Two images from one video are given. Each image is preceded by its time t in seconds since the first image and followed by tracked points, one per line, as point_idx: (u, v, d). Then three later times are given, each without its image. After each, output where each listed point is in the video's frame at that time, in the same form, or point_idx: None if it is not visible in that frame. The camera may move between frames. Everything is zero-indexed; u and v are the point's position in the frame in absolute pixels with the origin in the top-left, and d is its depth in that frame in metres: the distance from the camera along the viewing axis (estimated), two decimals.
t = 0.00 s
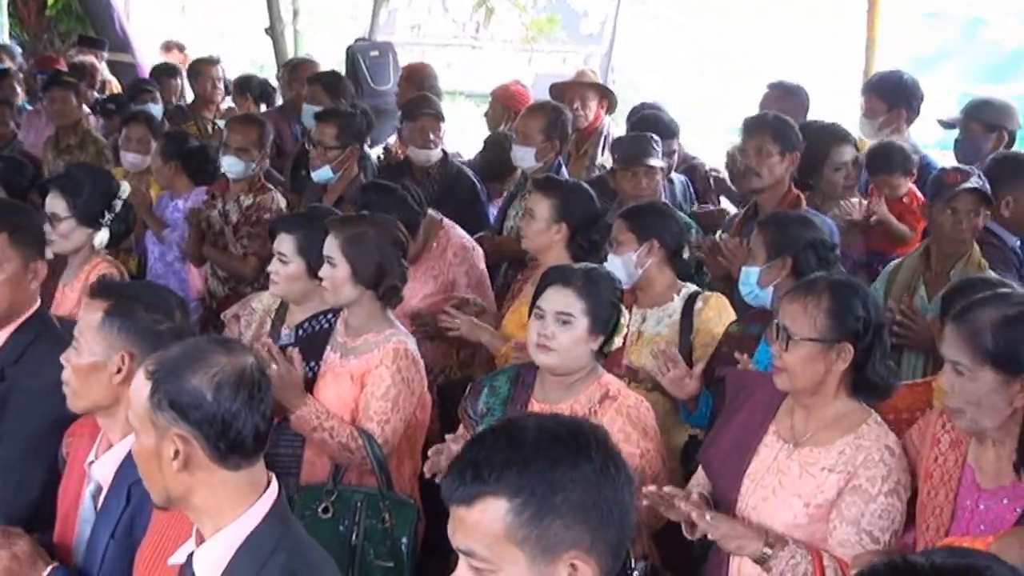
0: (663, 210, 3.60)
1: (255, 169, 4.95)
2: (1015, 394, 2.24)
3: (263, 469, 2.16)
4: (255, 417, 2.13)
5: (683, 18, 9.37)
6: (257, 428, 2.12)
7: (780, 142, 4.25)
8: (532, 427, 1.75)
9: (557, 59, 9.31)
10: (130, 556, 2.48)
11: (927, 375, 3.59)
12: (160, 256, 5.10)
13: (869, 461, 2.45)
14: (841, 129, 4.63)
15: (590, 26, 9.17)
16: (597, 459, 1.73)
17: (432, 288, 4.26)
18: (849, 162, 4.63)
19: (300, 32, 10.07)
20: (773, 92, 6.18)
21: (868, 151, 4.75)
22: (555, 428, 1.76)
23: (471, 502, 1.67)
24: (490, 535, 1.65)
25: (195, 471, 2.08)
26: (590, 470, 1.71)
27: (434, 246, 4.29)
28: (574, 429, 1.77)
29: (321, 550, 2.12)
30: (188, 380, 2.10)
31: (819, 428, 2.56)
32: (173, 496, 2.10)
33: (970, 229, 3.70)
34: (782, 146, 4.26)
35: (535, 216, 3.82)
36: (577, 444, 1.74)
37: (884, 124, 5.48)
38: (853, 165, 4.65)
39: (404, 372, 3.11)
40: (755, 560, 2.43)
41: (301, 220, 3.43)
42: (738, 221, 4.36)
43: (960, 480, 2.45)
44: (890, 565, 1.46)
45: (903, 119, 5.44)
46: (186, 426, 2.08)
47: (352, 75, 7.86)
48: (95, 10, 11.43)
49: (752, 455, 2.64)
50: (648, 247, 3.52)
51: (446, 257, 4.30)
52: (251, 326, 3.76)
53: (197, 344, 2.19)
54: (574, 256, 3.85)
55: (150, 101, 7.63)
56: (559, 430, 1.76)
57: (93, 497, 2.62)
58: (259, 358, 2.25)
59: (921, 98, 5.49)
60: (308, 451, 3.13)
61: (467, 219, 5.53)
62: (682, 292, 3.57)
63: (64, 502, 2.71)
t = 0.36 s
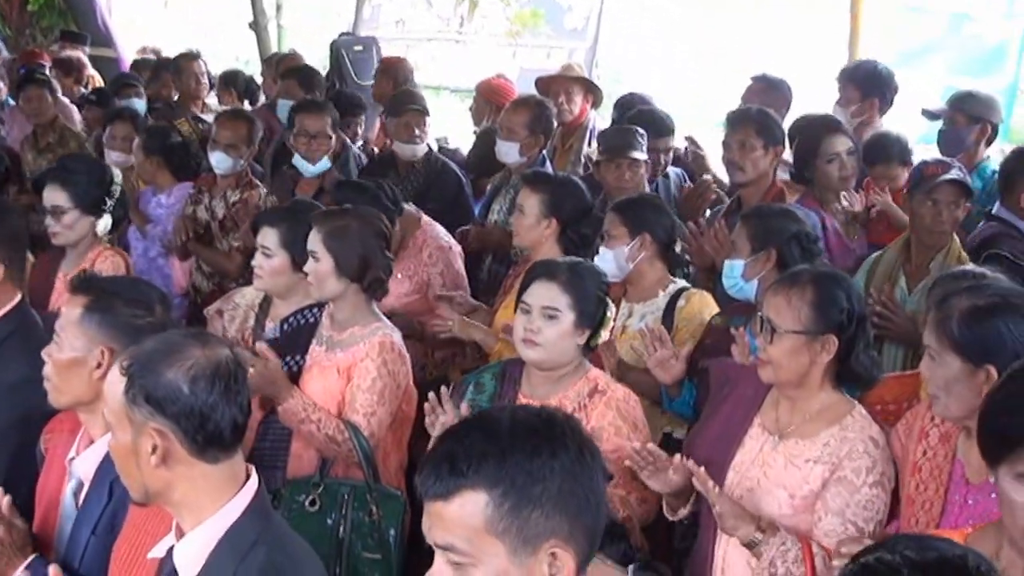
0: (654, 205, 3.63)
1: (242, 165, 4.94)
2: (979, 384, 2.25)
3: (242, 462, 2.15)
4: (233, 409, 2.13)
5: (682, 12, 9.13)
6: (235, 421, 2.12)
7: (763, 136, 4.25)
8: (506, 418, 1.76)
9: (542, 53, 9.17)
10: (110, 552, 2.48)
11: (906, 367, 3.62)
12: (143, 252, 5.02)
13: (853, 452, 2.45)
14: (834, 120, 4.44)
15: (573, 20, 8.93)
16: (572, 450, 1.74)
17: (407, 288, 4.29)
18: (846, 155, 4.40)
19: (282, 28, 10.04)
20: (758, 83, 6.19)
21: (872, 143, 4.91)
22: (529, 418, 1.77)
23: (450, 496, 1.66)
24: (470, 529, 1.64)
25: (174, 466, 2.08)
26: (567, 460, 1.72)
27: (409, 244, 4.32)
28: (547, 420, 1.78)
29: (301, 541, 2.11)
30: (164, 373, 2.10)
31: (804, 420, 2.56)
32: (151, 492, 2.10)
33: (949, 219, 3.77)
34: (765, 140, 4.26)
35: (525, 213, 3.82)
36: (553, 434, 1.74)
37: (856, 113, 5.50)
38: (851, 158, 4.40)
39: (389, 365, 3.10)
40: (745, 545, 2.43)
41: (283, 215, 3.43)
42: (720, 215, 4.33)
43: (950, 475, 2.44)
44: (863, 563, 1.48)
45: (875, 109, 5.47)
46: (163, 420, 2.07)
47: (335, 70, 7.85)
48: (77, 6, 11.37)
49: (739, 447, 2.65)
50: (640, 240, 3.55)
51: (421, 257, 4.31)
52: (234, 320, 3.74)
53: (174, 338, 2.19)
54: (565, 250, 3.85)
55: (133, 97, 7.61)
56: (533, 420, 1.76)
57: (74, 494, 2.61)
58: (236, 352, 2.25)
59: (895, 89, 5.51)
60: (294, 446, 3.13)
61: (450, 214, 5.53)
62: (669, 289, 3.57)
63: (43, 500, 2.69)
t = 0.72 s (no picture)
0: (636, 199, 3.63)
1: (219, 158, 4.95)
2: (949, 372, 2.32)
3: (223, 453, 2.16)
4: (217, 400, 2.13)
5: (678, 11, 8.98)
6: (218, 413, 2.12)
7: (747, 130, 4.26)
8: (483, 416, 1.76)
9: (525, 47, 9.04)
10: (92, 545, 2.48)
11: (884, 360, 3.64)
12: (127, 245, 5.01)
13: (836, 443, 2.46)
14: (825, 121, 4.36)
15: (557, 14, 8.89)
16: (550, 447, 1.75)
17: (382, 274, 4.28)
18: (840, 154, 4.37)
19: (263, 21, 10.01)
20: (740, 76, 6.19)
21: (868, 142, 5.05)
22: (508, 416, 1.77)
23: (428, 497, 1.65)
24: (447, 530, 1.63)
25: (157, 455, 2.07)
26: (545, 457, 1.72)
27: (388, 235, 4.30)
28: (525, 417, 1.78)
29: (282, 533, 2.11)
30: (149, 361, 2.10)
31: (787, 412, 2.56)
32: (132, 481, 2.09)
33: (926, 211, 3.80)
34: (749, 134, 4.27)
35: (502, 209, 3.81)
36: (529, 430, 1.75)
37: (834, 110, 5.51)
38: (845, 157, 4.38)
39: (371, 358, 3.09)
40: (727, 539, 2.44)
41: (261, 208, 3.41)
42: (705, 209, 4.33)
43: (937, 463, 2.45)
44: (822, 545, 1.49)
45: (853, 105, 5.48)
46: (147, 409, 2.07)
47: (318, 63, 7.83)
48: None
49: (723, 439, 2.65)
50: (629, 237, 3.56)
51: (397, 247, 4.31)
52: (216, 314, 3.74)
53: (157, 327, 2.18)
54: (545, 244, 3.84)
55: (113, 90, 7.58)
56: (512, 418, 1.76)
57: (57, 488, 2.60)
58: (218, 342, 2.25)
59: (870, 83, 5.52)
60: (276, 440, 3.13)
61: (433, 207, 5.53)
62: (654, 287, 3.56)
63: (26, 495, 2.69)
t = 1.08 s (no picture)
0: (619, 199, 3.60)
1: (191, 153, 4.90)
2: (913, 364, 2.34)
3: (200, 450, 2.15)
4: (193, 395, 2.12)
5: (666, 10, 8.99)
6: (195, 408, 2.12)
7: (728, 126, 4.27)
8: (462, 410, 1.76)
9: (505, 44, 9.07)
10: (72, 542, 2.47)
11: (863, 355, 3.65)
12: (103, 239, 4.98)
13: (816, 438, 2.47)
14: (843, 117, 4.44)
15: (536, 12, 8.94)
16: (529, 441, 1.74)
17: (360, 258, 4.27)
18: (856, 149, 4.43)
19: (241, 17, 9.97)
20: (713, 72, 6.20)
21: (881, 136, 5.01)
22: (487, 410, 1.76)
23: (406, 490, 1.65)
24: (427, 523, 1.63)
25: (133, 452, 2.06)
26: (523, 450, 1.72)
27: (367, 217, 4.28)
28: (503, 411, 1.77)
29: (258, 528, 2.10)
30: (125, 358, 2.09)
31: (767, 407, 2.57)
32: (108, 478, 2.07)
33: (901, 207, 3.80)
34: (730, 131, 4.29)
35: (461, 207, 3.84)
36: (507, 424, 1.74)
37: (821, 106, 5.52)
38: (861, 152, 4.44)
39: (351, 354, 3.09)
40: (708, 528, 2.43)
41: (241, 204, 3.40)
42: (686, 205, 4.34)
43: (904, 450, 2.44)
44: (784, 532, 1.49)
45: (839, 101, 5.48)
46: (124, 405, 2.06)
47: (297, 59, 7.80)
48: None
49: (703, 434, 2.65)
50: (619, 235, 3.55)
51: (378, 226, 4.28)
52: (195, 310, 3.73)
53: (134, 323, 2.18)
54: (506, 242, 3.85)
55: (90, 87, 7.54)
56: (491, 412, 1.76)
57: (38, 485, 2.59)
58: (196, 338, 2.25)
59: (856, 80, 5.52)
60: (256, 435, 3.12)
61: (415, 201, 5.52)
62: (639, 284, 3.57)
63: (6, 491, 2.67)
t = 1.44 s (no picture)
0: (597, 198, 3.61)
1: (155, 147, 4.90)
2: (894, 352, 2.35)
3: (169, 448, 2.14)
4: (162, 394, 2.11)
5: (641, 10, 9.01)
6: (164, 407, 2.11)
7: (706, 124, 4.28)
8: (436, 405, 1.75)
9: (480, 42, 9.10)
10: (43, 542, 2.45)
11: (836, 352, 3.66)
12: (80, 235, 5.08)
13: (789, 434, 2.47)
14: (851, 118, 4.63)
15: (511, 9, 8.82)
16: (505, 435, 1.74)
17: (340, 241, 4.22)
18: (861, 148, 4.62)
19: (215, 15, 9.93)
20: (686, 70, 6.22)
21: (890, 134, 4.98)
22: (461, 406, 1.76)
23: (381, 487, 1.65)
24: (403, 517, 1.63)
25: (101, 450, 2.05)
26: (498, 444, 1.72)
27: (349, 205, 4.30)
28: (478, 407, 1.77)
29: (227, 524, 2.10)
30: (94, 356, 2.08)
31: (740, 403, 2.57)
32: (76, 477, 2.07)
33: (877, 204, 3.82)
34: (708, 129, 4.29)
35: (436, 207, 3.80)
36: (483, 419, 1.74)
37: (803, 108, 5.54)
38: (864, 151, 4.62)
39: (324, 350, 3.08)
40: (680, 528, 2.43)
41: (214, 201, 3.40)
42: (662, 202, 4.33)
43: (876, 444, 2.47)
44: (771, 531, 1.49)
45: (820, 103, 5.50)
46: (92, 404, 2.04)
47: (271, 57, 7.78)
48: None
49: (677, 431, 2.65)
50: (600, 236, 3.56)
51: (358, 215, 4.28)
52: (168, 310, 3.72)
53: (102, 322, 2.16)
54: (483, 234, 3.86)
55: (63, 86, 7.50)
56: (466, 408, 1.76)
57: (8, 484, 2.57)
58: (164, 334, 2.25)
59: (838, 81, 5.54)
60: (230, 434, 3.11)
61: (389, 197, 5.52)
62: (619, 285, 3.57)
63: None
